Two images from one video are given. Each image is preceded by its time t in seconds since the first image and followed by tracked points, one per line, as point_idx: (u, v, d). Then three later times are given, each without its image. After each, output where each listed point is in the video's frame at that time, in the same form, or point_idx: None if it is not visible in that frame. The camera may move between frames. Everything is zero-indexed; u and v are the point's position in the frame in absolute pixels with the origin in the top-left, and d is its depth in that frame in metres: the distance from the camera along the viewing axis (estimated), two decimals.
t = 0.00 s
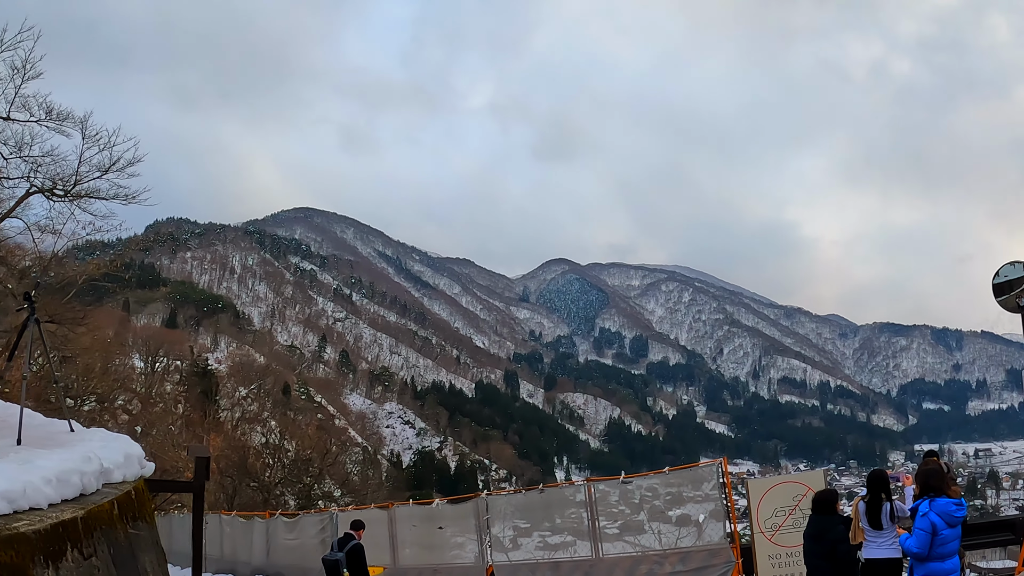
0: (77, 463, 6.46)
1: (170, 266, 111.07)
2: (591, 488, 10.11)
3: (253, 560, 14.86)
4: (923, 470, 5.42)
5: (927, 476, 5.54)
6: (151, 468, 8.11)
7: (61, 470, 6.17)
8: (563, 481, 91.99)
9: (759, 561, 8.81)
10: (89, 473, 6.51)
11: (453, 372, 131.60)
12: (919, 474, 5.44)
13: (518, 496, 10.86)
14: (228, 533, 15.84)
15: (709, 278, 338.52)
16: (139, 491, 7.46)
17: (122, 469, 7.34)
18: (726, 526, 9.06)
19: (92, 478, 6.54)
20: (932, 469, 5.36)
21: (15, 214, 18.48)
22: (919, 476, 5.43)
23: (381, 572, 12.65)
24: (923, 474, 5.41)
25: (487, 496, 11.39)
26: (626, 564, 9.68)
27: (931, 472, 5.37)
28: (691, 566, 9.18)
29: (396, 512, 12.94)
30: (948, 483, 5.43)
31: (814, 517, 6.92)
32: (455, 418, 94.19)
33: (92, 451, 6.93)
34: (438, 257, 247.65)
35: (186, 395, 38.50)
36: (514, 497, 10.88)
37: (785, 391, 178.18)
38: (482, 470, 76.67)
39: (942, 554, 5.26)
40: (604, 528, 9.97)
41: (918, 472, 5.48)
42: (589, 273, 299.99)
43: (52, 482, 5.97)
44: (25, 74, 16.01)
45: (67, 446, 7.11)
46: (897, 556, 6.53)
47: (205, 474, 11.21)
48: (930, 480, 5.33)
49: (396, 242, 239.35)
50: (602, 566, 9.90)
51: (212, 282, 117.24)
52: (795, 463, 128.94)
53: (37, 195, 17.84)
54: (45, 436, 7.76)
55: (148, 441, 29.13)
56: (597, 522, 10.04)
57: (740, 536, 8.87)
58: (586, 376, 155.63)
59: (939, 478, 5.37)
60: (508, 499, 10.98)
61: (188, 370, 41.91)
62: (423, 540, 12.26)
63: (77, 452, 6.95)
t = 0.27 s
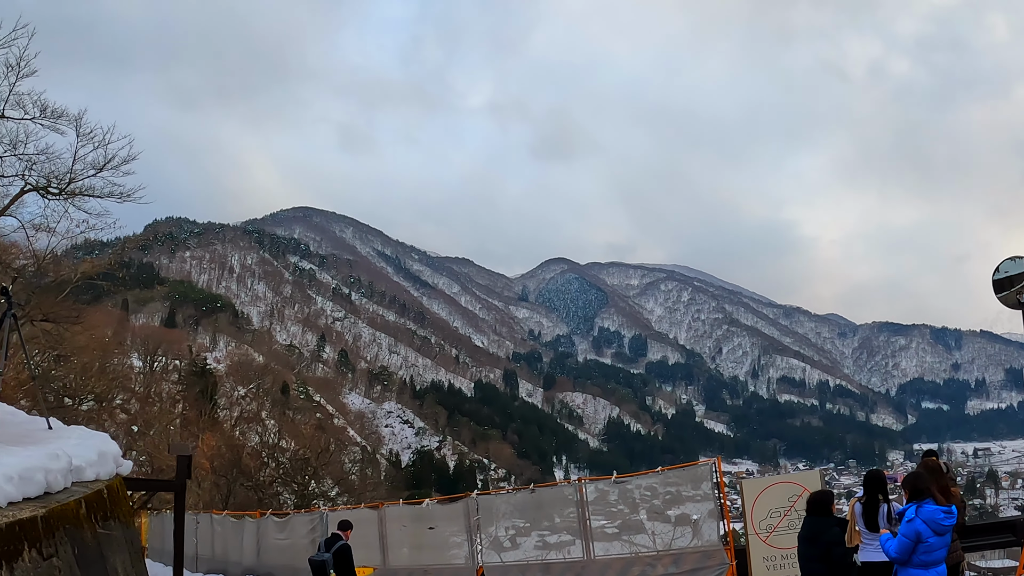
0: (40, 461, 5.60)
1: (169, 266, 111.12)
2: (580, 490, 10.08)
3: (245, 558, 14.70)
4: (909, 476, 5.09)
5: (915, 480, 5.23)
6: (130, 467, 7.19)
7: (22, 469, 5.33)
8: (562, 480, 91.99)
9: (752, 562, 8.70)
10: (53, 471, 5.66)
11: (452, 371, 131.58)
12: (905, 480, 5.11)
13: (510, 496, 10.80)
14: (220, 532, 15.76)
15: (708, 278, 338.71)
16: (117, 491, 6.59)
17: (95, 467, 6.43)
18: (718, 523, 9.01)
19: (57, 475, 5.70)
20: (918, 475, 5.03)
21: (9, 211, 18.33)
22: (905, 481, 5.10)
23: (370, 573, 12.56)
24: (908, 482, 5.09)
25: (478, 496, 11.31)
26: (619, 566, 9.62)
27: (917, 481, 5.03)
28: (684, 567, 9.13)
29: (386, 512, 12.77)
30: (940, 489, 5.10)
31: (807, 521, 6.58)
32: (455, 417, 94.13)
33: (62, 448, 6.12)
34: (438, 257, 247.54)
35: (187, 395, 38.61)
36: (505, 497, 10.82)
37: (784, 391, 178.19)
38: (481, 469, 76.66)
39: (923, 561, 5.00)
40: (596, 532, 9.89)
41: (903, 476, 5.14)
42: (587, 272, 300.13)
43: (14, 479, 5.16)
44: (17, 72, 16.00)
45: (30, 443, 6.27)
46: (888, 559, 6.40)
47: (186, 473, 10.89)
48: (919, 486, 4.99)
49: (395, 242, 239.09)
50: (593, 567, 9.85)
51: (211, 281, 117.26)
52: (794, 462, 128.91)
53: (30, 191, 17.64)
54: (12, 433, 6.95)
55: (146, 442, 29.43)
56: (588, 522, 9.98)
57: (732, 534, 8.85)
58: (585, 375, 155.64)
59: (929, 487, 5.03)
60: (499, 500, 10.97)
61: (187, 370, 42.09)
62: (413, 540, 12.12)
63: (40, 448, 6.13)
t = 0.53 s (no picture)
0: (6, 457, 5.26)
1: (167, 265, 111.19)
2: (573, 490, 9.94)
3: (235, 560, 14.33)
4: (901, 482, 4.97)
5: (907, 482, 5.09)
6: (105, 467, 6.90)
7: None
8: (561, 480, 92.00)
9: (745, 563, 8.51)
10: (20, 468, 5.32)
11: (451, 371, 131.53)
12: (895, 486, 5.01)
13: (501, 496, 10.59)
14: (210, 531, 15.21)
15: (707, 278, 338.69)
16: (88, 493, 6.28)
17: (67, 467, 6.14)
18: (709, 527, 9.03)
19: (21, 474, 5.34)
20: (911, 481, 4.90)
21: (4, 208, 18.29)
22: (897, 487, 4.97)
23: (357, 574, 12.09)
24: (899, 488, 4.97)
25: (467, 496, 11.01)
26: (609, 566, 9.54)
27: (910, 487, 4.91)
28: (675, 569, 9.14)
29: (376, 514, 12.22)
30: (934, 496, 4.93)
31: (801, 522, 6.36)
32: (454, 416, 94.11)
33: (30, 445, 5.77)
34: (437, 256, 247.39)
35: (186, 395, 38.57)
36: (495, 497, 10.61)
37: (783, 390, 178.26)
38: (480, 468, 76.64)
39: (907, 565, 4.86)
40: (588, 532, 9.74)
41: (894, 481, 5.05)
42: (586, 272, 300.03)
43: None
44: (15, 71, 16.21)
45: None
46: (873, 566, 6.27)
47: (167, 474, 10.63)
48: (907, 492, 4.88)
49: (394, 241, 239.00)
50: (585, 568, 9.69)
51: (210, 280, 117.20)
52: (794, 462, 128.96)
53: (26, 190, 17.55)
54: None
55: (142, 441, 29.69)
56: (579, 523, 9.80)
57: (725, 535, 8.78)
58: (584, 375, 155.68)
59: (924, 492, 4.89)
60: (489, 499, 10.74)
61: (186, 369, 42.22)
62: (402, 539, 11.78)
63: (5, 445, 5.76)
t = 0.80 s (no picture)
0: None
1: (166, 264, 111.36)
2: (562, 489, 9.28)
3: (223, 559, 13.86)
4: (882, 479, 4.95)
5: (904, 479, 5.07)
6: (79, 463, 6.89)
7: None
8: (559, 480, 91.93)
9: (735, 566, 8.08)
10: None
11: (450, 371, 131.49)
12: (878, 484, 4.98)
13: (484, 496, 9.93)
14: (200, 532, 14.81)
15: (706, 278, 338.76)
16: (58, 488, 6.29)
17: (36, 463, 6.13)
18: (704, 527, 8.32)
19: None
20: (891, 480, 4.87)
21: None
22: (877, 485, 4.96)
23: None
24: (882, 484, 4.94)
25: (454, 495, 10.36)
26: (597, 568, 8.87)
27: (889, 486, 4.89)
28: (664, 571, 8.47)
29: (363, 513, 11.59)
30: (905, 495, 4.95)
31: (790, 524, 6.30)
32: (452, 416, 94.06)
33: None
34: (436, 256, 247.24)
35: (185, 394, 38.59)
36: (478, 497, 9.95)
37: (782, 391, 178.32)
38: (479, 468, 76.69)
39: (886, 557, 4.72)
40: (578, 533, 9.10)
41: (878, 479, 5.01)
42: (586, 272, 300.06)
43: None
44: (9, 68, 16.21)
45: None
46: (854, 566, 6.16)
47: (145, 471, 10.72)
48: (887, 491, 4.85)
49: (394, 241, 239.04)
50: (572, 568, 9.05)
51: (209, 280, 117.29)
52: (793, 462, 128.87)
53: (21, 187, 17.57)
54: None
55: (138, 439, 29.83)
56: (565, 528, 9.17)
57: (716, 540, 8.16)
58: (582, 375, 155.75)
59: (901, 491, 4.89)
60: (476, 500, 10.05)
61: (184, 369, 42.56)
62: (387, 539, 11.08)
63: None
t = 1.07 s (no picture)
0: None
1: (163, 264, 111.20)
2: (547, 491, 8.38)
3: (211, 559, 13.55)
4: (861, 484, 4.57)
5: (897, 482, 5.03)
6: (54, 463, 6.19)
7: None
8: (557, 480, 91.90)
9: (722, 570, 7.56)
10: None
11: (447, 371, 131.35)
12: (852, 489, 4.64)
13: (470, 498, 9.08)
14: (187, 532, 14.54)
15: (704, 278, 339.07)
16: (29, 492, 5.61)
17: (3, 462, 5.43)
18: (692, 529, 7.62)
19: None
20: (869, 485, 4.52)
21: None
22: (854, 490, 4.57)
23: None
24: (861, 487, 4.57)
25: (440, 496, 9.43)
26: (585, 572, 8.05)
27: (866, 488, 4.54)
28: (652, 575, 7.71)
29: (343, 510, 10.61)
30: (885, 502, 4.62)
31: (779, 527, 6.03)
32: (450, 416, 93.93)
33: None
34: (433, 257, 246.97)
35: (182, 394, 38.44)
36: (467, 497, 9.09)
37: (780, 391, 178.50)
38: (476, 468, 76.70)
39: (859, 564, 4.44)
40: (565, 535, 8.26)
41: (852, 484, 4.66)
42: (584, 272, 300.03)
43: None
44: (1, 67, 16.20)
45: None
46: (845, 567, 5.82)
47: (123, 473, 10.62)
48: (864, 496, 4.49)
49: (391, 241, 238.78)
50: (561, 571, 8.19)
51: (206, 280, 117.14)
52: (790, 462, 128.86)
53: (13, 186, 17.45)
54: None
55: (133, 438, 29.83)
56: (554, 529, 8.33)
57: (704, 542, 7.50)
58: (580, 375, 155.80)
59: (877, 495, 4.55)
60: (464, 500, 9.17)
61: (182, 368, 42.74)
62: (373, 541, 10.09)
63: None
